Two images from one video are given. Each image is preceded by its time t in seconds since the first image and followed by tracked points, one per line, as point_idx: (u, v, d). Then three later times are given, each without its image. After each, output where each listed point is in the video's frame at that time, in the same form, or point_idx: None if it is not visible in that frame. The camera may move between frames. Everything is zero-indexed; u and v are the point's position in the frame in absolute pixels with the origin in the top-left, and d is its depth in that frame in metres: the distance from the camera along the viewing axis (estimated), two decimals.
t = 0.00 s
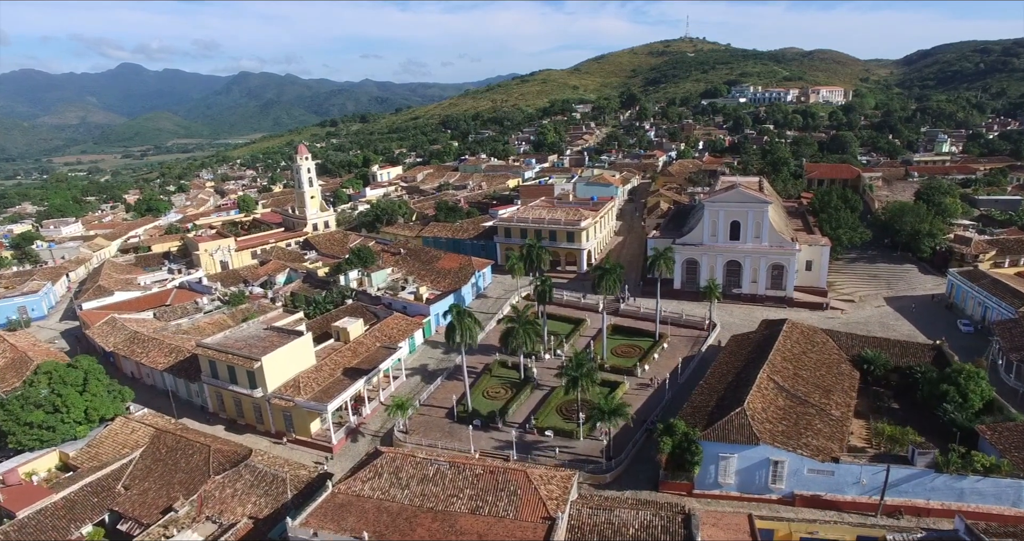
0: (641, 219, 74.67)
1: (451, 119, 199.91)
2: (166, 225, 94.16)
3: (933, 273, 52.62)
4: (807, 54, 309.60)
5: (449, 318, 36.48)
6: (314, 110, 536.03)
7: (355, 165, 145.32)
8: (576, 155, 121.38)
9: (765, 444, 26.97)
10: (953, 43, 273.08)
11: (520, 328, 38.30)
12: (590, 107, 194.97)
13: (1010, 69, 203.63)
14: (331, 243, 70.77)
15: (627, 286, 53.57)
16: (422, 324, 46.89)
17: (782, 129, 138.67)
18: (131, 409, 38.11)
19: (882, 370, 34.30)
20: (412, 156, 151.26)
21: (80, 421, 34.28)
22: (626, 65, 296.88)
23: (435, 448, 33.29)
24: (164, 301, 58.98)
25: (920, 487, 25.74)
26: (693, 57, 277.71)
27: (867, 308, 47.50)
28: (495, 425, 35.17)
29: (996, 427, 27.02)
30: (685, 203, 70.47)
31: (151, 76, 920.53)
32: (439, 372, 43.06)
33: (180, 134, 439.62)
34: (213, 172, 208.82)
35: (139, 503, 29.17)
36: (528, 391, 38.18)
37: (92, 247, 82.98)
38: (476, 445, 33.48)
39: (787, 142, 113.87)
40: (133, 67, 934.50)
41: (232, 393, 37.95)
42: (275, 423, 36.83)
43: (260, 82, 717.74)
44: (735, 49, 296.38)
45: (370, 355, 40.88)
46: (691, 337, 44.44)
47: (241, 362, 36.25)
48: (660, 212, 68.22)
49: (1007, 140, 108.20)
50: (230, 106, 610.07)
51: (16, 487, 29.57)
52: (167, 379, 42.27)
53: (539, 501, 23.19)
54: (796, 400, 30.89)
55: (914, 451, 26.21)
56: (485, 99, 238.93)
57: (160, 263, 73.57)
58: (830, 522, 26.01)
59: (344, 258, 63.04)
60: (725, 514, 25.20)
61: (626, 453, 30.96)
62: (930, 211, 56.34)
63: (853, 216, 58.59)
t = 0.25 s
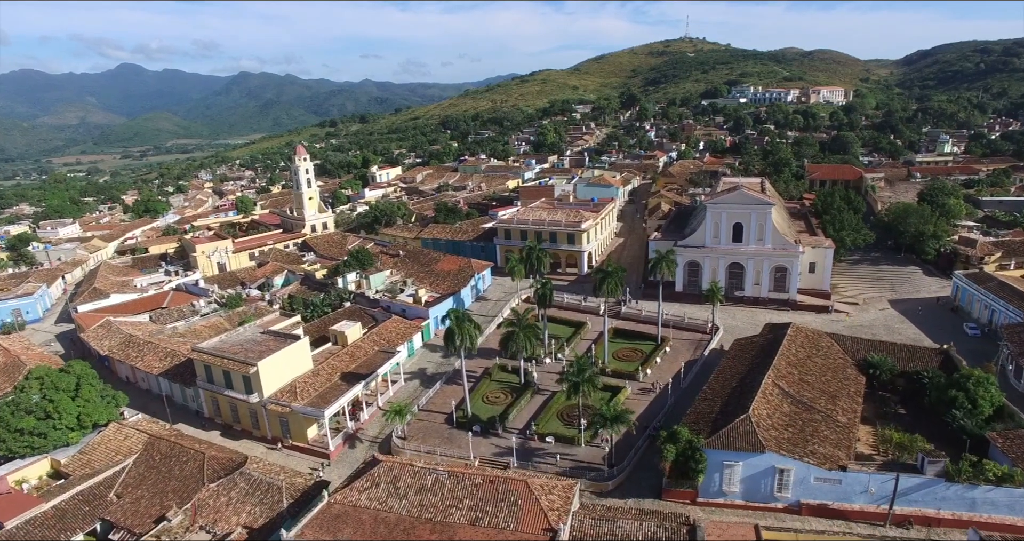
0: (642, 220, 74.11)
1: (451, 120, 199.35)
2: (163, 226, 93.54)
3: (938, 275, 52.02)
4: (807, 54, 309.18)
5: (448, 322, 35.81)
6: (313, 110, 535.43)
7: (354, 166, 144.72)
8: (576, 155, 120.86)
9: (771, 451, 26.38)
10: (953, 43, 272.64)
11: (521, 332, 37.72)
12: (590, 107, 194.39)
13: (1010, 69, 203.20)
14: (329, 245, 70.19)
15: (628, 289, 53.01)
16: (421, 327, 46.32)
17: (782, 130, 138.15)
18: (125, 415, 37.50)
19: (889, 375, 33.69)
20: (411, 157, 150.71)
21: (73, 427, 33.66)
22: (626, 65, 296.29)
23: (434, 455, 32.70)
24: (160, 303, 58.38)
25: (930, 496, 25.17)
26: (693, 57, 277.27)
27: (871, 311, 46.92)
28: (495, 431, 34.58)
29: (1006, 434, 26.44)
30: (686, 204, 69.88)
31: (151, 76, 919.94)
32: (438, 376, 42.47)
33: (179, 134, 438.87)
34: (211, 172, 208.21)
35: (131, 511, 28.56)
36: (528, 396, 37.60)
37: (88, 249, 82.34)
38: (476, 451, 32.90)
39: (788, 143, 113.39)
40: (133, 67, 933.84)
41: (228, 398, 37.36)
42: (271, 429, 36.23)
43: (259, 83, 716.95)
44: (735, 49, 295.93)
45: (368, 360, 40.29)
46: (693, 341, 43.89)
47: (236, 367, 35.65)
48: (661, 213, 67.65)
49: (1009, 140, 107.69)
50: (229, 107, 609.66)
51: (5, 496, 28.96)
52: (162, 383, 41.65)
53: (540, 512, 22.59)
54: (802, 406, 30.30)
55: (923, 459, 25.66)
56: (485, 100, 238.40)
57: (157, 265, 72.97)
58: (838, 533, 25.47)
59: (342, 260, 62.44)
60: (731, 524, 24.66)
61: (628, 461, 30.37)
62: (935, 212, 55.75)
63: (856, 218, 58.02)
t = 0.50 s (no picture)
0: (643, 221, 73.61)
1: (451, 120, 198.82)
2: (161, 227, 93.07)
3: (942, 277, 51.51)
4: (807, 54, 308.66)
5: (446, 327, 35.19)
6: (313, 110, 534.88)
7: (354, 166, 144.15)
8: (576, 156, 120.40)
9: (776, 459, 25.89)
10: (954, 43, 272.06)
11: (521, 335, 37.21)
12: (590, 107, 193.89)
13: (1011, 69, 202.67)
14: (328, 246, 69.72)
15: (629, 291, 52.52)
16: (420, 330, 45.82)
17: (783, 130, 137.64)
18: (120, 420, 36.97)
19: (895, 379, 33.18)
20: (411, 157, 150.22)
21: (66, 433, 33.14)
22: (626, 65, 295.70)
23: (434, 461, 32.22)
24: (157, 305, 57.86)
25: (939, 504, 24.72)
26: (693, 57, 276.64)
27: (875, 313, 46.42)
28: (495, 436, 34.10)
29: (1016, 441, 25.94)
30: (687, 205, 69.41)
31: (150, 77, 919.47)
32: (437, 380, 41.98)
33: (178, 134, 438.31)
34: (210, 173, 207.66)
35: (125, 519, 28.03)
36: (529, 400, 37.11)
37: (86, 250, 81.80)
38: (475, 457, 32.42)
39: (789, 143, 112.92)
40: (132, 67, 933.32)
41: (224, 403, 36.86)
42: (268, 434, 35.73)
43: (259, 83, 716.34)
44: (735, 49, 295.42)
45: (366, 364, 39.78)
46: (696, 344, 43.39)
47: (233, 372, 35.14)
48: (662, 214, 67.13)
49: (1012, 140, 107.14)
50: (229, 107, 609.23)
51: None
52: (158, 387, 41.12)
53: (541, 522, 22.08)
54: (807, 412, 29.79)
55: (932, 466, 25.19)
56: (485, 100, 237.94)
57: (154, 267, 72.44)
58: None
59: (341, 262, 61.90)
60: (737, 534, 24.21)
61: (630, 467, 29.88)
62: (938, 214, 55.25)
63: (859, 219, 57.51)
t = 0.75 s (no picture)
0: (644, 222, 73.11)
1: (451, 120, 198.33)
2: (159, 228, 92.57)
3: (946, 278, 51.06)
4: (807, 54, 308.21)
5: (445, 331, 34.66)
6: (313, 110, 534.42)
7: (353, 166, 143.59)
8: (577, 156, 119.95)
9: (781, 466, 25.39)
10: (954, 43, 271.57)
11: (521, 339, 36.71)
12: (590, 107, 193.38)
13: (1012, 69, 202.21)
14: (327, 247, 69.24)
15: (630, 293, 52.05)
16: (420, 333, 45.35)
17: (784, 130, 137.16)
18: (115, 424, 36.45)
19: (901, 383, 32.68)
20: (410, 157, 149.73)
21: (60, 438, 32.61)
22: (626, 65, 295.15)
23: (433, 467, 31.74)
24: (154, 307, 57.35)
25: (948, 513, 24.27)
26: (693, 57, 276.03)
27: (879, 316, 45.94)
28: (495, 441, 33.63)
29: None
30: (688, 206, 68.92)
31: (150, 77, 918.91)
32: (436, 384, 41.51)
33: (177, 134, 436.87)
34: (210, 173, 207.07)
35: (118, 527, 27.48)
36: (529, 405, 36.63)
37: (83, 251, 81.26)
38: (475, 463, 31.94)
39: (790, 143, 112.44)
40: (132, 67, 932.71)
41: (221, 407, 36.36)
42: (265, 439, 35.24)
43: (258, 83, 715.78)
44: (735, 49, 294.97)
45: (365, 367, 39.29)
46: (698, 347, 42.93)
47: (229, 376, 34.64)
48: (663, 215, 66.61)
49: (1014, 140, 106.69)
50: (228, 107, 608.81)
51: None
52: (154, 391, 40.58)
53: (542, 532, 21.58)
54: (812, 417, 29.29)
55: (941, 474, 24.71)
56: (484, 100, 237.47)
57: (152, 268, 71.96)
58: None
59: (339, 263, 61.38)
60: None
61: (633, 473, 29.38)
62: (942, 215, 54.80)
63: (862, 220, 57.01)
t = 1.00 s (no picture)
0: (645, 223, 72.54)
1: (450, 120, 197.75)
2: (157, 230, 91.94)
3: (951, 281, 50.49)
4: (807, 54, 307.72)
5: (444, 336, 34.07)
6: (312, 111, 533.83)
7: (353, 167, 143.00)
8: (577, 156, 119.38)
9: (788, 474, 24.82)
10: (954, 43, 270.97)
11: (522, 343, 36.13)
12: (590, 107, 192.82)
13: (1013, 69, 201.68)
14: (325, 249, 68.67)
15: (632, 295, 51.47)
16: (419, 336, 44.77)
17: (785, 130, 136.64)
18: (108, 430, 35.81)
19: (908, 389, 32.07)
20: (410, 158, 149.10)
21: (52, 444, 31.97)
22: (626, 65, 294.55)
23: (432, 475, 31.17)
24: (151, 310, 56.77)
25: (960, 524, 23.71)
26: (693, 57, 275.35)
27: (884, 319, 45.37)
28: (495, 448, 33.05)
29: None
30: (690, 207, 68.36)
31: (150, 77, 918.70)
32: (436, 388, 40.92)
33: (177, 135, 436.18)
34: (209, 173, 206.43)
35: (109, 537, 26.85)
36: (530, 410, 36.06)
37: (80, 252, 80.65)
38: (474, 470, 31.38)
39: (792, 144, 111.92)
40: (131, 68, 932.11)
41: (216, 413, 35.76)
42: (261, 445, 34.65)
43: (258, 83, 715.05)
44: (735, 49, 294.45)
45: (363, 372, 38.70)
46: (700, 350, 42.38)
47: (224, 381, 34.04)
48: (664, 216, 66.04)
49: (1016, 140, 106.11)
50: (228, 107, 608.23)
51: None
52: (149, 396, 39.93)
53: None
54: (818, 424, 28.69)
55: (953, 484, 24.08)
56: (484, 101, 236.86)
57: (149, 271, 71.35)
58: None
59: (338, 265, 60.81)
60: None
61: (636, 481, 28.81)
62: (946, 216, 54.24)
63: (866, 221, 56.42)
